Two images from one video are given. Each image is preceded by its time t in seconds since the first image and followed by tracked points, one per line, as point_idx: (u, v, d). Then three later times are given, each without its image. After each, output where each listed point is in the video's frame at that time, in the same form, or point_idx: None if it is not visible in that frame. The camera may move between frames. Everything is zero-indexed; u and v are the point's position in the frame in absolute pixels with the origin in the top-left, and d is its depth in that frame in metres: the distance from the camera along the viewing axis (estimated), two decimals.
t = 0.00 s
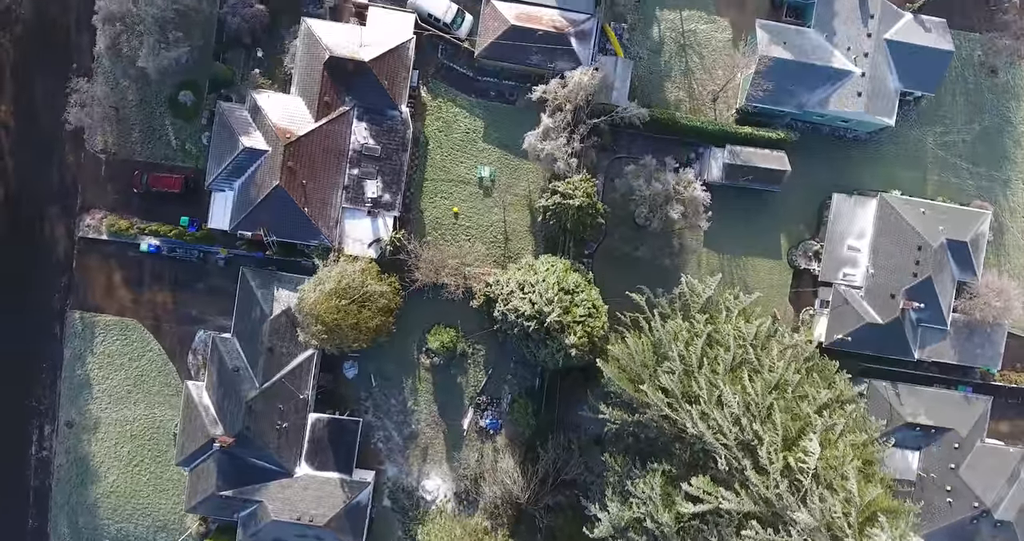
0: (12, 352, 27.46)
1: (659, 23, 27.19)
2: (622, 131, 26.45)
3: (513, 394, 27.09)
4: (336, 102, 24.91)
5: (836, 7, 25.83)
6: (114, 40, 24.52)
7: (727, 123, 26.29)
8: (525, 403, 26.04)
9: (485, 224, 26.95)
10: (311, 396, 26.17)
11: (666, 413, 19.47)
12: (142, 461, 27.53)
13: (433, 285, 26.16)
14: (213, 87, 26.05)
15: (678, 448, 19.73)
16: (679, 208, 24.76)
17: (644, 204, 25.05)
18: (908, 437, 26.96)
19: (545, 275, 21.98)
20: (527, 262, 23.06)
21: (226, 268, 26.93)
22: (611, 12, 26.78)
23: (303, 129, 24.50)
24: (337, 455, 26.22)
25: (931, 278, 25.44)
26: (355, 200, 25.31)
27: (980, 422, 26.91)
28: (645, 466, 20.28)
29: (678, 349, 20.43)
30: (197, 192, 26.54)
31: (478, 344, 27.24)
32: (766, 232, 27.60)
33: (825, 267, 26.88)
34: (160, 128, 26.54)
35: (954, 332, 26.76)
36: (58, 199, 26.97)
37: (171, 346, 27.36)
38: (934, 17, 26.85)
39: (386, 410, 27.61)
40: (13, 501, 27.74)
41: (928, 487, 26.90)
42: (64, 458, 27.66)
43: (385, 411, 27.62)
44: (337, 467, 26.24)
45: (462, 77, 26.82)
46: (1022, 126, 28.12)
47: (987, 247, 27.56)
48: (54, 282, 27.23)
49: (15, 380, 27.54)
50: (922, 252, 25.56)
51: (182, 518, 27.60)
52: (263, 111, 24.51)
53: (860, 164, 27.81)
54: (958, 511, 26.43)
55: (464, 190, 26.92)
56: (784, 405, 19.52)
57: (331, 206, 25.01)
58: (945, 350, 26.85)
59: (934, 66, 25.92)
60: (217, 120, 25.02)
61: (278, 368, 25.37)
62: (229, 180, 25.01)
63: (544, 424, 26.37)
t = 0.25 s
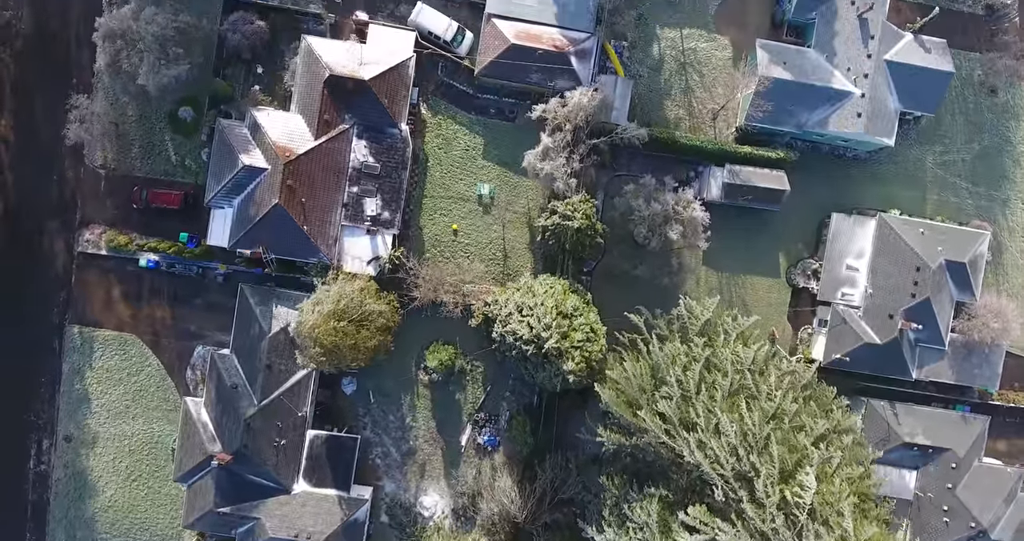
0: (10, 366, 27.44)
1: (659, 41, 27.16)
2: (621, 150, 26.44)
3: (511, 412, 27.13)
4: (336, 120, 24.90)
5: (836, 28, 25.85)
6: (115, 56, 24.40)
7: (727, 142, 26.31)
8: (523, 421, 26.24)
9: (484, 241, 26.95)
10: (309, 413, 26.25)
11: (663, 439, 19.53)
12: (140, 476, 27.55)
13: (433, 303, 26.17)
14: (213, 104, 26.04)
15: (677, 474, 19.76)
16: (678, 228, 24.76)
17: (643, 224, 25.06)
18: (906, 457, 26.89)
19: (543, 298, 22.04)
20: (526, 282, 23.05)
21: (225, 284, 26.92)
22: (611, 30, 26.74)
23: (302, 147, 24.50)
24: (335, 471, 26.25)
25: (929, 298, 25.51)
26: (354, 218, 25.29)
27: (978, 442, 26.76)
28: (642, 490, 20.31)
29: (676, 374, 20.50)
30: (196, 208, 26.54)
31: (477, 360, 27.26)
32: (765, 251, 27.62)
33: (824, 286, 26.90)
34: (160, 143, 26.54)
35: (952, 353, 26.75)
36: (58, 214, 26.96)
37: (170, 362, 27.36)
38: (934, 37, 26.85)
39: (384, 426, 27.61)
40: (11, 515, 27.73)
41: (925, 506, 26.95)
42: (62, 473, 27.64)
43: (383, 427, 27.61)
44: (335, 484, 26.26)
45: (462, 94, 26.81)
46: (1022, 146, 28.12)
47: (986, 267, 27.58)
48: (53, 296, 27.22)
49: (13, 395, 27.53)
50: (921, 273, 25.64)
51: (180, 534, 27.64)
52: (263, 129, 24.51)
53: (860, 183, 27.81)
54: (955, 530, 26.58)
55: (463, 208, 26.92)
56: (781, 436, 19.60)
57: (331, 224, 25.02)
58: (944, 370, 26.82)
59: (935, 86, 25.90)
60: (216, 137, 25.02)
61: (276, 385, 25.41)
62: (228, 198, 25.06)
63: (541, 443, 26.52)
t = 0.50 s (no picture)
0: (10, 382, 27.45)
1: (659, 59, 27.14)
2: (620, 168, 26.46)
3: (510, 429, 27.19)
4: (336, 139, 24.90)
5: (836, 47, 25.83)
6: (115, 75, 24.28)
7: (726, 161, 26.32)
8: (521, 439, 26.33)
9: (483, 259, 26.94)
10: (308, 430, 26.26)
11: (660, 465, 19.66)
12: (139, 492, 27.57)
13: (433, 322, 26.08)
14: (213, 121, 26.06)
15: (675, 499, 19.88)
16: (677, 248, 24.79)
17: (642, 243, 24.98)
18: (905, 476, 26.82)
19: (542, 321, 22.14)
20: (525, 303, 23.12)
21: (224, 301, 26.96)
22: (611, 47, 26.71)
23: (302, 166, 24.50)
24: (333, 489, 26.25)
25: (928, 318, 25.50)
26: (353, 236, 25.30)
27: (976, 461, 26.78)
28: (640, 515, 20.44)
29: (674, 398, 20.65)
30: (196, 225, 26.55)
31: (475, 377, 27.22)
32: (765, 268, 27.61)
33: (822, 305, 27.01)
34: (159, 160, 26.57)
35: (951, 372, 26.78)
36: (57, 230, 26.98)
37: (169, 378, 27.36)
38: (934, 57, 26.90)
39: (383, 442, 27.60)
40: (10, 529, 27.74)
41: (924, 525, 26.90)
42: (61, 488, 27.65)
43: (382, 443, 27.60)
44: (334, 501, 26.26)
45: (461, 112, 26.81)
46: (1021, 164, 28.13)
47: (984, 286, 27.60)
48: (52, 312, 27.24)
49: (12, 410, 27.54)
50: (920, 292, 25.64)
51: None
52: (262, 148, 24.50)
53: (860, 201, 27.79)
54: None
55: (462, 225, 26.92)
56: (779, 466, 19.73)
57: (330, 242, 25.01)
58: (942, 389, 26.85)
59: (934, 106, 25.89)
60: (216, 155, 25.05)
61: (275, 403, 25.42)
62: (228, 216, 25.00)
63: (540, 461, 26.67)
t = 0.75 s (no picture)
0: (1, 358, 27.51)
1: (674, 88, 26.93)
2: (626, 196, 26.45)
3: (495, 446, 27.19)
4: (344, 145, 24.94)
5: (851, 91, 25.73)
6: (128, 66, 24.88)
7: (733, 197, 26.27)
8: (506, 458, 26.43)
9: (483, 275, 26.96)
10: (294, 432, 26.27)
11: (641, 502, 19.86)
12: (120, 478, 27.62)
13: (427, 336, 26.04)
14: (224, 117, 26.16)
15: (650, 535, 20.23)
16: (676, 282, 24.76)
17: (642, 274, 24.98)
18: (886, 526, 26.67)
19: (535, 348, 22.23)
20: (519, 326, 23.17)
21: (221, 296, 27.05)
22: (625, 74, 26.60)
23: (309, 170, 24.53)
24: (314, 491, 26.26)
25: (921, 372, 25.53)
26: (354, 243, 25.36)
27: (957, 517, 26.69)
28: None
29: (660, 436, 20.80)
30: (199, 219, 26.62)
31: (465, 392, 27.24)
32: (762, 306, 27.58)
33: (817, 349, 26.98)
34: (168, 152, 26.65)
35: (939, 426, 26.77)
36: (61, 212, 27.05)
37: (160, 367, 27.42)
38: (948, 108, 26.70)
39: (368, 449, 27.51)
40: None
41: None
42: (43, 467, 27.69)
43: (366, 449, 27.52)
44: (314, 503, 26.28)
45: (472, 127, 26.82)
46: None
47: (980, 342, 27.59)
48: (49, 293, 27.30)
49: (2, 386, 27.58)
50: (915, 345, 25.66)
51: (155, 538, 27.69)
52: (271, 149, 24.56)
53: (863, 247, 27.73)
54: None
55: (465, 240, 26.93)
56: (758, 519, 19.89)
57: (331, 248, 25.05)
58: (929, 443, 26.84)
59: (945, 158, 25.79)
60: (224, 152, 25.09)
61: (264, 402, 25.45)
62: (231, 214, 25.14)
63: (522, 481, 26.83)
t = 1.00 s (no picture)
0: None
1: (684, 119, 26.94)
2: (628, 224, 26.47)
3: (479, 462, 27.18)
4: (352, 153, 24.91)
5: (862, 137, 25.72)
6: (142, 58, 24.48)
7: (734, 233, 26.29)
8: (489, 475, 26.47)
9: (480, 291, 26.96)
10: (280, 434, 26.31)
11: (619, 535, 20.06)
12: (104, 466, 27.63)
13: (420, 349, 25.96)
14: (234, 115, 26.16)
15: None
16: (672, 314, 24.80)
17: (639, 304, 25.01)
18: None
19: (526, 373, 22.32)
20: (512, 348, 23.23)
21: (218, 293, 27.09)
22: (637, 102, 26.60)
23: (314, 175, 24.51)
24: (296, 494, 26.28)
25: (909, 422, 25.61)
26: (354, 251, 25.37)
27: None
28: None
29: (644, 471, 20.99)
30: (201, 214, 26.69)
31: (453, 406, 27.25)
32: (756, 343, 27.60)
33: (808, 390, 26.94)
34: (175, 145, 26.66)
35: (923, 475, 26.79)
36: (64, 197, 27.07)
37: (151, 359, 27.44)
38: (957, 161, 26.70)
39: (353, 455, 27.51)
40: None
41: None
42: (28, 450, 27.71)
43: (351, 456, 27.51)
44: (295, 507, 26.29)
45: (480, 143, 26.83)
46: None
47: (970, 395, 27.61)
48: (47, 277, 27.32)
49: None
50: (905, 395, 25.74)
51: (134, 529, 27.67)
52: (278, 151, 24.54)
53: (861, 291, 27.74)
54: None
55: (465, 255, 26.93)
56: None
57: (331, 254, 25.06)
58: (912, 491, 26.85)
59: (949, 211, 25.81)
60: (231, 150, 25.07)
61: (252, 403, 25.51)
62: (233, 213, 25.15)
63: (504, 502, 26.88)
